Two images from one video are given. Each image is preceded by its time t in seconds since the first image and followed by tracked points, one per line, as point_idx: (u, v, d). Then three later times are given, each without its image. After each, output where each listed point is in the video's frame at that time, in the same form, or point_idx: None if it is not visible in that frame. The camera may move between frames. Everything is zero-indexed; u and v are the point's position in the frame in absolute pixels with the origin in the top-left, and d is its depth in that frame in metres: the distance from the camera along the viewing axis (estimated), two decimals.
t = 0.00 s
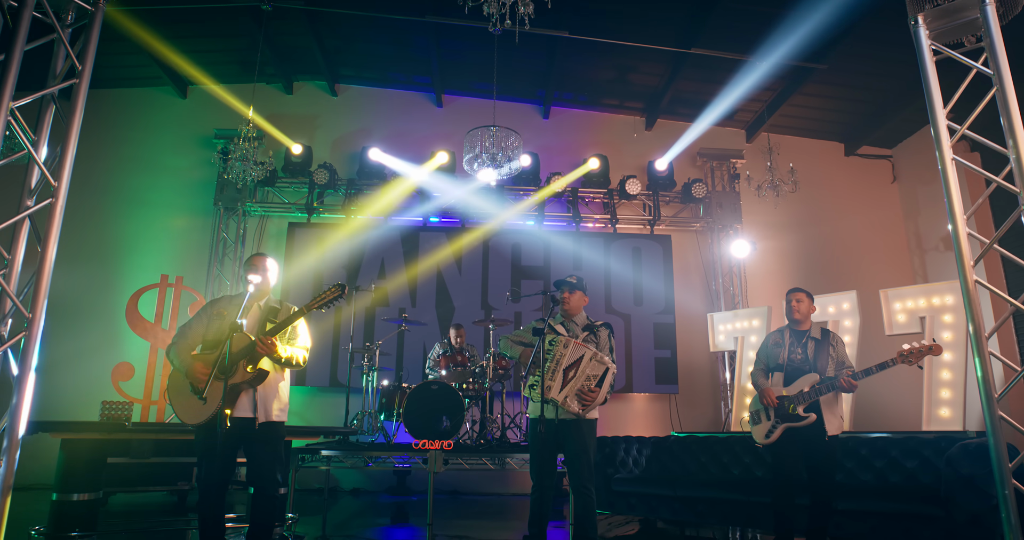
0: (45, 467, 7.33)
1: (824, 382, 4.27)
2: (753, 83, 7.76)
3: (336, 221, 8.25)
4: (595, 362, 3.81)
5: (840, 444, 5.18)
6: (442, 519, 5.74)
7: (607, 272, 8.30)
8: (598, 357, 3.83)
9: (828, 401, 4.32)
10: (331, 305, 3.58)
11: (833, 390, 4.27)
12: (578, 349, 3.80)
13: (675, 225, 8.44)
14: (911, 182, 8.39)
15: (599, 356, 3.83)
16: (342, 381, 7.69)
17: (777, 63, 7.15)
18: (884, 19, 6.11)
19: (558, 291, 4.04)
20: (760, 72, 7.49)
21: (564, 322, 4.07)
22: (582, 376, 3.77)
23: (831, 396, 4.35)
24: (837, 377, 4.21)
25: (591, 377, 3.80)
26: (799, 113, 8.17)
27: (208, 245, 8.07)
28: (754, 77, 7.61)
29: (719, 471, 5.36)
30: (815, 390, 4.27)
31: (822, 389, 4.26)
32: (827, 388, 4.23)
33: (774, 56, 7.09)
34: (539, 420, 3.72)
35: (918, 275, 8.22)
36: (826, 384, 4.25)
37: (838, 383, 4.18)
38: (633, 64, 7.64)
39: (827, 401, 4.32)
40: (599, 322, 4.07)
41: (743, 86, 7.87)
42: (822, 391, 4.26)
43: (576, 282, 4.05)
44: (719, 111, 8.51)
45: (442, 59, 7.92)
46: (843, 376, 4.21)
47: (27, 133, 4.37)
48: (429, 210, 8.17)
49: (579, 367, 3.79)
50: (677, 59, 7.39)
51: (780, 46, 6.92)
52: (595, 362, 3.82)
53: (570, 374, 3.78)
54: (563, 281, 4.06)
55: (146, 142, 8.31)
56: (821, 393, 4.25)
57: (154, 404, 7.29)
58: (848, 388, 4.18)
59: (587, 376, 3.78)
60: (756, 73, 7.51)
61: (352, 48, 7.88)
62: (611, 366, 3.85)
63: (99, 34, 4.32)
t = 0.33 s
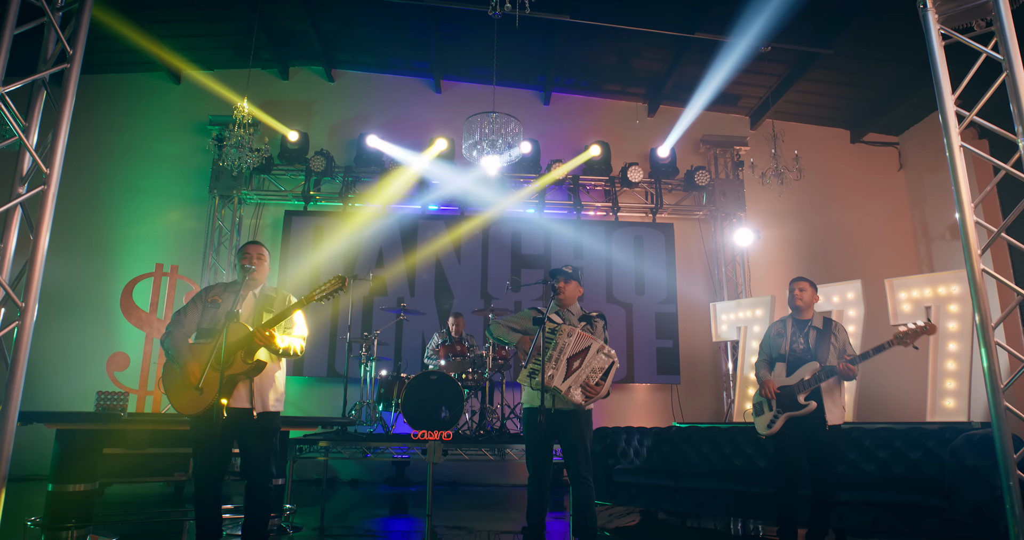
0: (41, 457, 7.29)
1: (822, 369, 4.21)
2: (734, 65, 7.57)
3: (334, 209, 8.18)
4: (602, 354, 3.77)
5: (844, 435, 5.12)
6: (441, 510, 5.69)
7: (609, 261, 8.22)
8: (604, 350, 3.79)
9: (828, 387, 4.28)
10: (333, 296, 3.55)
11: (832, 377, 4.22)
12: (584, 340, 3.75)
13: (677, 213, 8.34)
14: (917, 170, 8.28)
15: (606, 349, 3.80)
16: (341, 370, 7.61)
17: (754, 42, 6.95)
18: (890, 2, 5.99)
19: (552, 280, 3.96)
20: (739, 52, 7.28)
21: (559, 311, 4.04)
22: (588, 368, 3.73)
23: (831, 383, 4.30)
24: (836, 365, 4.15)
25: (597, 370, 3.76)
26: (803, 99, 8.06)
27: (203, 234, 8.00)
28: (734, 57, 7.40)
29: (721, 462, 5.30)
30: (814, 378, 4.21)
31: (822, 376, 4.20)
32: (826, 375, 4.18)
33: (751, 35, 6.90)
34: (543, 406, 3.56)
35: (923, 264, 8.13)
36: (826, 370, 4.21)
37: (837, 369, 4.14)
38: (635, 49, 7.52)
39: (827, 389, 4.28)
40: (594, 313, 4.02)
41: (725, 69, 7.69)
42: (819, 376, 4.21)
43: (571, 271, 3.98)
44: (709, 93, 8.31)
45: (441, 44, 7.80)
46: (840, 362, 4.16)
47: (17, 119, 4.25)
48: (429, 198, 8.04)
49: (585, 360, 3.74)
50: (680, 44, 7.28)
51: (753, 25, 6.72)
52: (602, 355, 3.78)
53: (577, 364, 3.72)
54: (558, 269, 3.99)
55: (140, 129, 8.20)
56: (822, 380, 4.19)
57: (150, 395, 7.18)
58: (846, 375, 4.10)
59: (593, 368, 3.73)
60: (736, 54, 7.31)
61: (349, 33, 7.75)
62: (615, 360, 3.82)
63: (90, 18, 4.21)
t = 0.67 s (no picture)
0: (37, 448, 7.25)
1: (814, 357, 4.11)
2: (721, 47, 7.43)
3: (330, 197, 8.08)
4: (604, 346, 3.72)
5: (847, 426, 5.07)
6: (441, 501, 5.65)
7: (610, 250, 8.14)
8: (607, 341, 3.75)
9: (824, 372, 4.17)
10: (328, 287, 3.45)
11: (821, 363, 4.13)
12: (588, 331, 3.69)
13: (680, 202, 8.26)
14: (924, 158, 8.17)
15: (610, 341, 3.76)
16: (338, 360, 7.55)
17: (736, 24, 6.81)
18: None
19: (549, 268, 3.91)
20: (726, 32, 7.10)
21: (557, 301, 4.00)
22: (592, 360, 3.67)
23: (826, 369, 4.17)
24: (815, 350, 4.12)
25: (600, 362, 3.70)
26: (807, 85, 7.94)
27: (198, 223, 7.91)
28: (720, 38, 7.23)
29: (723, 453, 5.25)
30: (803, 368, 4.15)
31: (811, 365, 4.13)
32: (812, 363, 4.12)
33: (733, 16, 6.78)
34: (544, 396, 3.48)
35: (928, 254, 8.04)
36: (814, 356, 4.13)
37: (822, 355, 4.07)
38: (637, 34, 7.40)
39: (822, 374, 4.16)
40: (593, 302, 3.95)
41: (712, 51, 7.57)
42: (812, 367, 4.13)
43: (567, 260, 3.94)
44: (703, 74, 8.05)
45: (439, 28, 7.68)
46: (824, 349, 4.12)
47: (7, 105, 4.12)
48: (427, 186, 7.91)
49: (590, 351, 3.68)
50: (682, 28, 7.16)
51: (734, 4, 6.62)
52: (606, 347, 3.74)
53: (580, 354, 3.66)
54: (554, 258, 3.94)
55: (134, 116, 8.09)
56: (810, 368, 4.13)
57: (145, 386, 7.12)
58: (829, 359, 4.07)
59: (597, 359, 3.67)
60: (721, 36, 7.19)
61: (346, 17, 7.62)
62: (618, 351, 3.77)
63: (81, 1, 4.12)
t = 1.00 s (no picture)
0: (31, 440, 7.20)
1: (814, 351, 4.05)
2: (715, 34, 7.38)
3: (327, 187, 8.02)
4: (610, 344, 3.64)
5: (850, 418, 5.01)
6: (439, 494, 5.60)
7: (610, 241, 8.07)
8: (613, 339, 3.65)
9: (826, 367, 4.11)
10: (326, 277, 3.38)
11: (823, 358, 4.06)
12: (591, 324, 3.64)
13: (682, 192, 8.17)
14: (930, 148, 8.10)
15: (617, 339, 3.66)
16: (336, 352, 7.50)
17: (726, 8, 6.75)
18: None
19: (548, 258, 3.82)
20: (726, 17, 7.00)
21: (556, 292, 3.91)
22: (598, 358, 3.59)
23: (826, 364, 4.12)
24: (817, 345, 4.05)
25: (606, 360, 3.62)
26: (811, 73, 7.85)
27: (193, 213, 7.85)
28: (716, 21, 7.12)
29: (725, 446, 5.19)
30: (803, 362, 4.08)
31: (811, 359, 4.06)
32: (814, 357, 4.04)
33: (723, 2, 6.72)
34: (546, 390, 3.44)
35: (933, 245, 7.97)
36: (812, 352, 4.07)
37: (821, 350, 4.01)
38: (640, 21, 7.30)
39: (822, 369, 4.10)
40: (594, 292, 3.87)
41: (707, 39, 7.51)
42: (812, 361, 4.06)
43: (566, 250, 3.85)
44: (707, 65, 8.04)
45: (438, 15, 7.57)
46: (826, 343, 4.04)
47: None
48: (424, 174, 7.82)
49: (594, 348, 3.61)
50: (685, 15, 7.05)
51: None
52: (613, 345, 3.65)
53: (581, 349, 3.58)
54: (552, 248, 3.84)
55: (128, 105, 7.99)
56: (812, 362, 4.05)
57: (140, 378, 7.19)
58: (830, 354, 4.01)
59: (602, 358, 3.58)
60: (714, 22, 7.12)
61: (343, 4, 7.52)
62: (625, 348, 3.67)
63: None
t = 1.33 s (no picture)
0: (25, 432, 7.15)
1: (831, 348, 3.98)
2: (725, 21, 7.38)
3: (323, 174, 7.93)
4: (615, 333, 3.53)
5: (852, 410, 4.96)
6: (437, 486, 5.55)
7: (611, 230, 7.99)
8: (616, 328, 3.54)
9: (836, 368, 4.03)
10: (320, 263, 3.29)
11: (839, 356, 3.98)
12: (588, 311, 3.52)
13: (683, 180, 8.08)
14: (936, 137, 8.02)
15: (620, 328, 3.55)
16: (332, 343, 7.42)
17: None
18: None
19: (548, 247, 3.76)
20: (744, 0, 6.92)
21: (556, 281, 3.85)
22: (601, 350, 3.51)
23: (837, 364, 4.04)
24: (841, 343, 3.93)
25: (610, 350, 3.53)
26: (813, 60, 7.75)
27: (186, 201, 7.73)
28: (730, 5, 7.05)
29: (726, 438, 5.15)
30: (821, 357, 3.99)
31: (828, 356, 3.97)
32: (834, 354, 3.94)
33: None
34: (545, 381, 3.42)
35: (938, 235, 7.90)
36: (833, 349, 3.98)
37: (845, 348, 3.91)
38: (641, 7, 7.19)
39: (833, 369, 4.03)
40: (594, 279, 3.81)
41: (716, 23, 7.50)
42: (831, 358, 3.97)
43: (567, 238, 3.79)
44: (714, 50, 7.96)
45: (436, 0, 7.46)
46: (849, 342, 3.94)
47: None
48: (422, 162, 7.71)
49: (595, 339, 3.52)
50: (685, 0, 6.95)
51: None
52: (617, 335, 3.53)
53: (579, 335, 3.51)
54: (554, 237, 3.79)
55: (122, 94, 7.89)
56: (830, 360, 3.97)
57: (134, 369, 7.06)
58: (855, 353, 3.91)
59: (607, 349, 3.49)
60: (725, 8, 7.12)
61: None
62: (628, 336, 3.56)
63: None
